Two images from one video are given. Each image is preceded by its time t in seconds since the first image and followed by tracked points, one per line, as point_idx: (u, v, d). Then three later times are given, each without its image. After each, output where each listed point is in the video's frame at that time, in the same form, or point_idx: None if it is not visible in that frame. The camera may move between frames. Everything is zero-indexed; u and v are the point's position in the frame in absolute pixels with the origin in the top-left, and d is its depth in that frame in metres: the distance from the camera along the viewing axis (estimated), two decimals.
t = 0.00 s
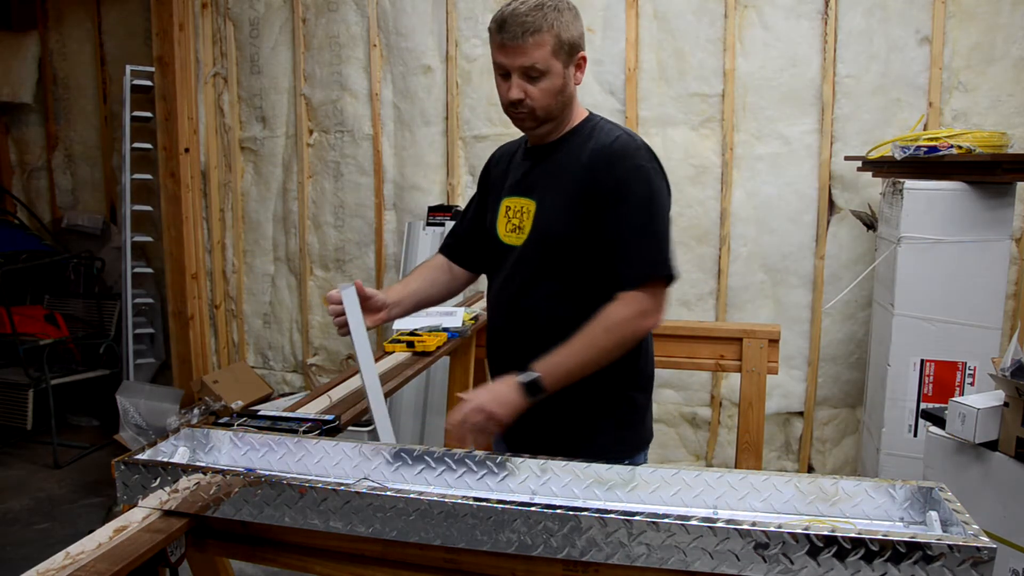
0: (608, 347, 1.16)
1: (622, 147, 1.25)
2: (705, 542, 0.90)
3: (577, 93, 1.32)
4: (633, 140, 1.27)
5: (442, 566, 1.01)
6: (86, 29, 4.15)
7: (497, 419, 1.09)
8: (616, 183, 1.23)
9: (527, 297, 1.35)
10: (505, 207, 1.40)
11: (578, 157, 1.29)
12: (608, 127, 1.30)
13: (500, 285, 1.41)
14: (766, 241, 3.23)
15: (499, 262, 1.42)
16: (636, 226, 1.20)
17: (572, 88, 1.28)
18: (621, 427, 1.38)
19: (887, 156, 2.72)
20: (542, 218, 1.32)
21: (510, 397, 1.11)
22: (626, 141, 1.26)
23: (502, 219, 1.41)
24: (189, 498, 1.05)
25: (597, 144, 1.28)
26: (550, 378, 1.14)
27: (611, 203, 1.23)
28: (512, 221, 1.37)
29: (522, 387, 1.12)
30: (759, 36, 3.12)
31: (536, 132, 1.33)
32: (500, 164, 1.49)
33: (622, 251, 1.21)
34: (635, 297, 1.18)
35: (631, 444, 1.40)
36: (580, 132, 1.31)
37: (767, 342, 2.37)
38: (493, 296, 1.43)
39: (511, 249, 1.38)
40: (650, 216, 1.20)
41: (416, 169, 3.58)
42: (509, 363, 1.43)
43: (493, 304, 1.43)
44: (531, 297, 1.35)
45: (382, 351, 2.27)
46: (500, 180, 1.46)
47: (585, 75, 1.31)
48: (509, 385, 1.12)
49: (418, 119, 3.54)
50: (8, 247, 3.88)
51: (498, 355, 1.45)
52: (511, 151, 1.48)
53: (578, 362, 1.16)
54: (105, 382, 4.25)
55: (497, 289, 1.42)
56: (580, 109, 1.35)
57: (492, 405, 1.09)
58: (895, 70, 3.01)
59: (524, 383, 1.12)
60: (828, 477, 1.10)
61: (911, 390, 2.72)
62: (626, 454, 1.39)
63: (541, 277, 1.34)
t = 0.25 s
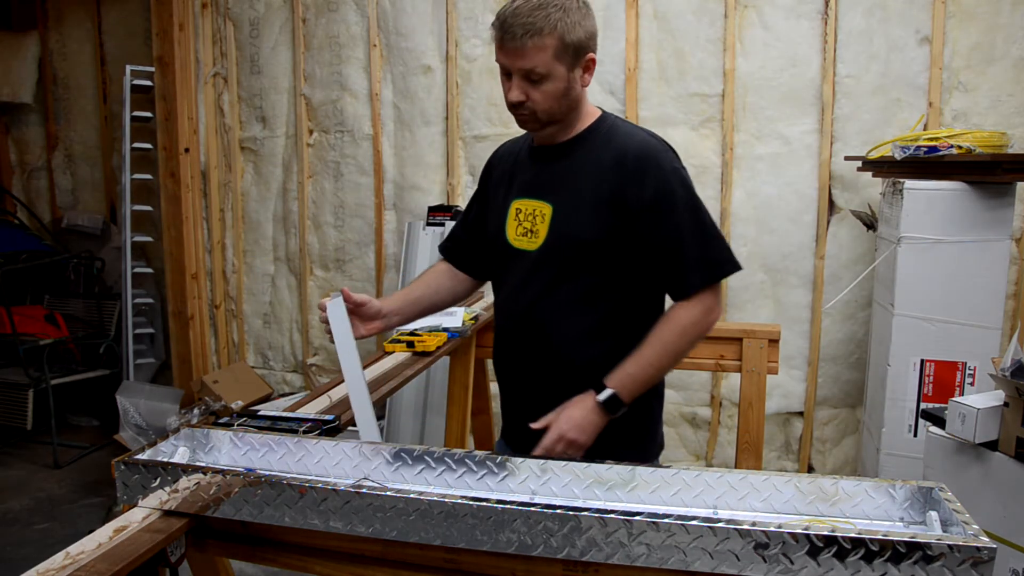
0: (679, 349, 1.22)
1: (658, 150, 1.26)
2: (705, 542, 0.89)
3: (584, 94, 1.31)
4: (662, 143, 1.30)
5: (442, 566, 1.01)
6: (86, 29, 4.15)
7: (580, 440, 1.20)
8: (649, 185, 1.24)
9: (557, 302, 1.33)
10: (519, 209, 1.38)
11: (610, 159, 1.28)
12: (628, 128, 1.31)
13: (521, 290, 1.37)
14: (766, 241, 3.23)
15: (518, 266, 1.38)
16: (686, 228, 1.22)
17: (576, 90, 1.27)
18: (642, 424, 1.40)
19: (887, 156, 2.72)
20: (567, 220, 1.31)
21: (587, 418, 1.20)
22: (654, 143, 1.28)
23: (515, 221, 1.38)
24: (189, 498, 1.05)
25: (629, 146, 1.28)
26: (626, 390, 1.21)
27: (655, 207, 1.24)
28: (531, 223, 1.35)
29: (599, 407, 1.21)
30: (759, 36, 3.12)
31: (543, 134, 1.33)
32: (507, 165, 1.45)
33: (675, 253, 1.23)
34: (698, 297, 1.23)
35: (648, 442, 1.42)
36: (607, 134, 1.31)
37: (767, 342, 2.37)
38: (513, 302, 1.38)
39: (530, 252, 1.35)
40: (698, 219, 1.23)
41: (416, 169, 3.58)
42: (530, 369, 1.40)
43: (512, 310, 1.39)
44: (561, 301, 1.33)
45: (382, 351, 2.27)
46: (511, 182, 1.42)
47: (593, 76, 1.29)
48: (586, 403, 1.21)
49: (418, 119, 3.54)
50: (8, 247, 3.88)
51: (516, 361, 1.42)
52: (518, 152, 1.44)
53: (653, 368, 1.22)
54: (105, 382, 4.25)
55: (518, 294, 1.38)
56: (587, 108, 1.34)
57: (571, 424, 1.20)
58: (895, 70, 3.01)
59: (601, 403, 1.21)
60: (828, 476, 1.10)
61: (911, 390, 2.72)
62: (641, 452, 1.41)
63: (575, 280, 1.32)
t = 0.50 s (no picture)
0: (696, 361, 1.22)
1: (676, 155, 1.25)
2: (705, 542, 0.89)
3: (590, 96, 1.29)
4: (681, 148, 1.29)
5: (442, 566, 1.01)
6: (86, 29, 4.15)
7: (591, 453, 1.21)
8: (665, 190, 1.23)
9: (571, 307, 1.32)
10: (532, 213, 1.38)
11: (627, 164, 1.28)
12: (645, 132, 1.30)
13: (534, 293, 1.37)
14: (766, 241, 3.23)
15: (531, 269, 1.38)
16: (704, 236, 1.21)
17: (579, 93, 1.26)
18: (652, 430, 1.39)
19: (886, 156, 2.73)
20: (580, 225, 1.31)
21: (600, 431, 1.22)
22: (671, 147, 1.27)
23: (528, 225, 1.38)
24: (189, 498, 1.05)
25: (646, 151, 1.27)
26: (640, 405, 1.22)
27: (672, 213, 1.23)
28: (543, 227, 1.36)
29: (613, 421, 1.22)
30: (759, 36, 3.12)
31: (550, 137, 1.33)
32: (522, 167, 1.45)
33: (692, 261, 1.22)
34: (718, 309, 1.22)
35: (657, 447, 1.41)
36: (624, 138, 1.30)
37: (767, 342, 2.37)
38: (525, 306, 1.38)
39: (541, 256, 1.36)
40: (716, 226, 1.22)
41: (416, 169, 3.58)
42: (540, 373, 1.39)
43: (524, 313, 1.38)
44: (575, 306, 1.32)
45: (382, 351, 2.27)
46: (526, 184, 1.42)
47: (600, 77, 1.27)
48: (602, 415, 1.22)
49: (418, 119, 3.54)
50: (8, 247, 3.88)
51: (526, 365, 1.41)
52: (532, 154, 1.44)
53: (668, 382, 1.22)
54: (105, 382, 4.25)
55: (530, 298, 1.37)
56: (595, 108, 1.32)
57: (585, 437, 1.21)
58: (895, 70, 3.01)
59: (615, 417, 1.21)
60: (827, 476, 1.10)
61: (911, 390, 2.72)
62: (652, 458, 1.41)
63: (589, 285, 1.31)
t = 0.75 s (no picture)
0: (694, 369, 1.22)
1: (680, 157, 1.24)
2: (705, 542, 0.89)
3: (590, 96, 1.29)
4: (686, 150, 1.27)
5: (442, 566, 1.01)
6: (86, 29, 4.15)
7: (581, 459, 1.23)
8: (665, 193, 1.23)
9: (572, 307, 1.32)
10: (536, 214, 1.39)
11: (630, 166, 1.27)
12: (649, 133, 1.29)
13: (536, 294, 1.37)
14: (766, 241, 3.23)
15: (534, 269, 1.38)
16: (704, 241, 1.20)
17: (575, 93, 1.26)
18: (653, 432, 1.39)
19: (886, 156, 2.72)
20: (582, 226, 1.31)
21: (590, 438, 1.23)
22: (675, 149, 1.25)
23: (532, 225, 1.39)
24: (189, 498, 1.05)
25: (649, 153, 1.26)
26: (635, 413, 1.22)
27: (672, 217, 1.22)
28: (546, 227, 1.36)
29: (606, 429, 1.23)
30: (759, 36, 3.12)
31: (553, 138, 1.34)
32: (531, 167, 1.45)
33: (691, 266, 1.21)
34: (718, 317, 1.21)
35: (659, 449, 1.41)
36: (628, 140, 1.29)
37: (767, 342, 2.37)
38: (528, 306, 1.39)
39: (544, 257, 1.36)
40: (718, 231, 1.20)
41: (416, 169, 3.58)
42: (541, 373, 1.40)
43: (526, 313, 1.39)
44: (575, 308, 1.32)
45: (382, 351, 2.27)
46: (533, 185, 1.42)
47: (599, 77, 1.26)
48: (592, 422, 1.23)
49: (418, 119, 3.54)
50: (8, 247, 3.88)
51: (527, 364, 1.42)
52: (541, 154, 1.44)
53: (664, 390, 1.22)
54: (105, 382, 4.26)
55: (533, 298, 1.38)
56: (598, 107, 1.32)
57: (576, 443, 1.22)
58: (895, 70, 3.01)
59: (607, 425, 1.22)
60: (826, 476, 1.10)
61: (911, 390, 2.72)
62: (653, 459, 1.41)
63: (590, 287, 1.31)
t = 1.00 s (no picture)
0: (692, 364, 1.21)
1: (672, 152, 1.24)
2: (705, 542, 0.89)
3: (581, 96, 1.29)
4: (679, 145, 1.28)
5: (442, 566, 1.01)
6: (86, 29, 4.14)
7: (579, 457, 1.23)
8: (659, 188, 1.23)
9: (568, 306, 1.33)
10: (530, 213, 1.39)
11: (623, 162, 1.27)
12: (641, 129, 1.30)
13: (532, 292, 1.37)
14: (766, 241, 3.23)
15: (530, 268, 1.38)
16: (698, 235, 1.20)
17: (565, 92, 1.26)
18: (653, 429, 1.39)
19: (886, 156, 2.72)
20: (576, 224, 1.31)
21: (590, 435, 1.23)
22: (667, 144, 1.26)
23: (527, 225, 1.39)
24: (189, 498, 1.05)
25: (642, 148, 1.26)
26: (634, 409, 1.22)
27: (667, 212, 1.22)
28: (541, 226, 1.36)
29: (605, 426, 1.23)
30: (759, 36, 3.12)
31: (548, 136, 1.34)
32: (525, 166, 1.45)
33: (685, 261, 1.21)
34: (713, 311, 1.21)
35: (658, 447, 1.41)
36: (620, 135, 1.30)
37: (767, 342, 2.37)
38: (525, 305, 1.39)
39: (539, 256, 1.36)
40: (711, 225, 1.21)
41: (416, 169, 3.58)
42: (539, 373, 1.40)
43: (523, 312, 1.39)
44: (572, 306, 1.32)
45: (382, 351, 2.27)
46: (528, 184, 1.42)
47: (588, 75, 1.27)
48: (591, 419, 1.23)
49: (419, 119, 3.54)
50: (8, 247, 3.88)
51: (525, 364, 1.42)
52: (536, 153, 1.44)
53: (662, 387, 1.22)
54: (105, 382, 4.25)
55: (530, 297, 1.38)
56: (591, 105, 1.32)
57: (575, 440, 1.22)
58: (895, 70, 3.01)
59: (606, 421, 1.22)
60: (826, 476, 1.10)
61: (911, 390, 2.72)
62: (655, 458, 1.41)
63: (586, 285, 1.31)
